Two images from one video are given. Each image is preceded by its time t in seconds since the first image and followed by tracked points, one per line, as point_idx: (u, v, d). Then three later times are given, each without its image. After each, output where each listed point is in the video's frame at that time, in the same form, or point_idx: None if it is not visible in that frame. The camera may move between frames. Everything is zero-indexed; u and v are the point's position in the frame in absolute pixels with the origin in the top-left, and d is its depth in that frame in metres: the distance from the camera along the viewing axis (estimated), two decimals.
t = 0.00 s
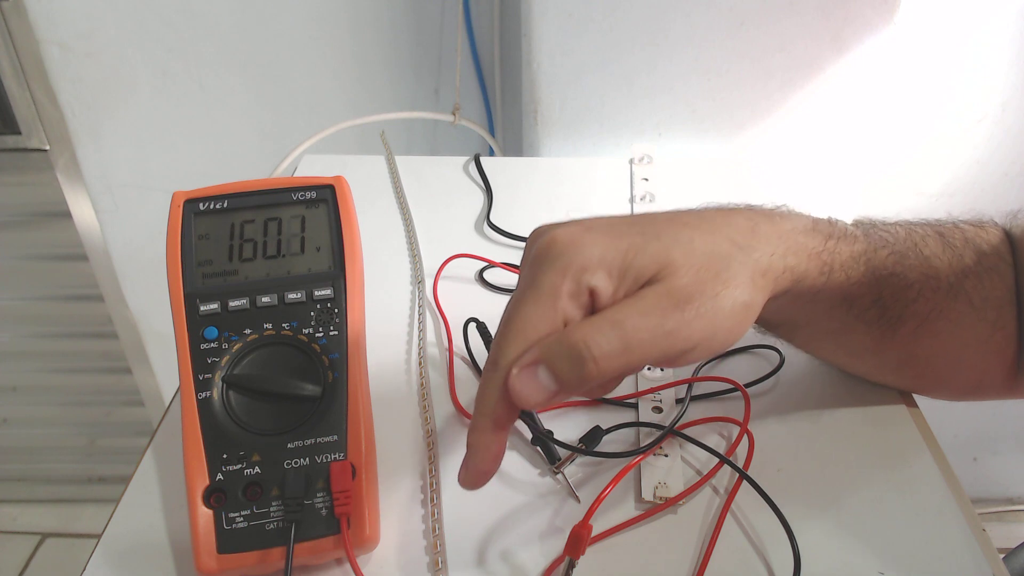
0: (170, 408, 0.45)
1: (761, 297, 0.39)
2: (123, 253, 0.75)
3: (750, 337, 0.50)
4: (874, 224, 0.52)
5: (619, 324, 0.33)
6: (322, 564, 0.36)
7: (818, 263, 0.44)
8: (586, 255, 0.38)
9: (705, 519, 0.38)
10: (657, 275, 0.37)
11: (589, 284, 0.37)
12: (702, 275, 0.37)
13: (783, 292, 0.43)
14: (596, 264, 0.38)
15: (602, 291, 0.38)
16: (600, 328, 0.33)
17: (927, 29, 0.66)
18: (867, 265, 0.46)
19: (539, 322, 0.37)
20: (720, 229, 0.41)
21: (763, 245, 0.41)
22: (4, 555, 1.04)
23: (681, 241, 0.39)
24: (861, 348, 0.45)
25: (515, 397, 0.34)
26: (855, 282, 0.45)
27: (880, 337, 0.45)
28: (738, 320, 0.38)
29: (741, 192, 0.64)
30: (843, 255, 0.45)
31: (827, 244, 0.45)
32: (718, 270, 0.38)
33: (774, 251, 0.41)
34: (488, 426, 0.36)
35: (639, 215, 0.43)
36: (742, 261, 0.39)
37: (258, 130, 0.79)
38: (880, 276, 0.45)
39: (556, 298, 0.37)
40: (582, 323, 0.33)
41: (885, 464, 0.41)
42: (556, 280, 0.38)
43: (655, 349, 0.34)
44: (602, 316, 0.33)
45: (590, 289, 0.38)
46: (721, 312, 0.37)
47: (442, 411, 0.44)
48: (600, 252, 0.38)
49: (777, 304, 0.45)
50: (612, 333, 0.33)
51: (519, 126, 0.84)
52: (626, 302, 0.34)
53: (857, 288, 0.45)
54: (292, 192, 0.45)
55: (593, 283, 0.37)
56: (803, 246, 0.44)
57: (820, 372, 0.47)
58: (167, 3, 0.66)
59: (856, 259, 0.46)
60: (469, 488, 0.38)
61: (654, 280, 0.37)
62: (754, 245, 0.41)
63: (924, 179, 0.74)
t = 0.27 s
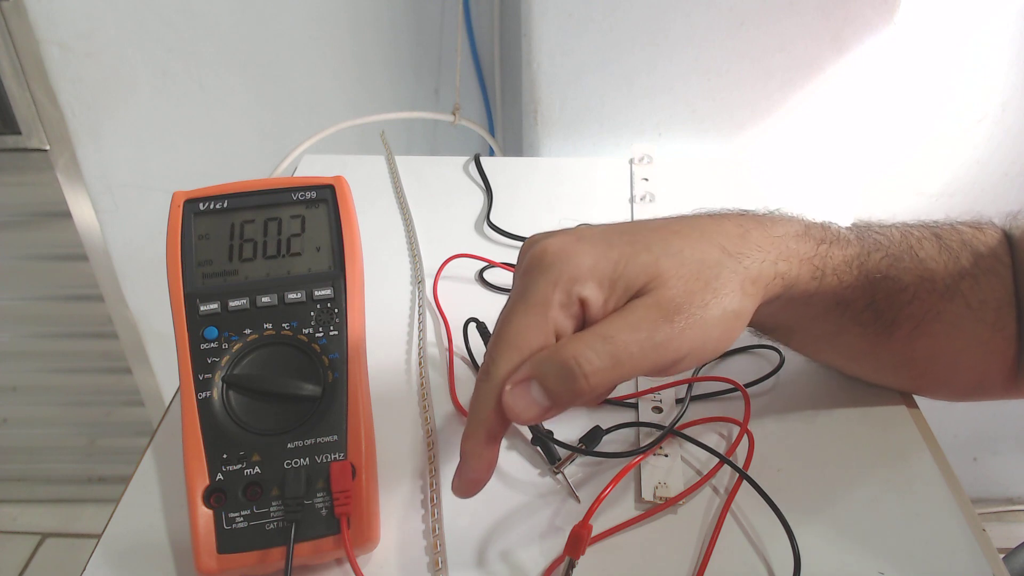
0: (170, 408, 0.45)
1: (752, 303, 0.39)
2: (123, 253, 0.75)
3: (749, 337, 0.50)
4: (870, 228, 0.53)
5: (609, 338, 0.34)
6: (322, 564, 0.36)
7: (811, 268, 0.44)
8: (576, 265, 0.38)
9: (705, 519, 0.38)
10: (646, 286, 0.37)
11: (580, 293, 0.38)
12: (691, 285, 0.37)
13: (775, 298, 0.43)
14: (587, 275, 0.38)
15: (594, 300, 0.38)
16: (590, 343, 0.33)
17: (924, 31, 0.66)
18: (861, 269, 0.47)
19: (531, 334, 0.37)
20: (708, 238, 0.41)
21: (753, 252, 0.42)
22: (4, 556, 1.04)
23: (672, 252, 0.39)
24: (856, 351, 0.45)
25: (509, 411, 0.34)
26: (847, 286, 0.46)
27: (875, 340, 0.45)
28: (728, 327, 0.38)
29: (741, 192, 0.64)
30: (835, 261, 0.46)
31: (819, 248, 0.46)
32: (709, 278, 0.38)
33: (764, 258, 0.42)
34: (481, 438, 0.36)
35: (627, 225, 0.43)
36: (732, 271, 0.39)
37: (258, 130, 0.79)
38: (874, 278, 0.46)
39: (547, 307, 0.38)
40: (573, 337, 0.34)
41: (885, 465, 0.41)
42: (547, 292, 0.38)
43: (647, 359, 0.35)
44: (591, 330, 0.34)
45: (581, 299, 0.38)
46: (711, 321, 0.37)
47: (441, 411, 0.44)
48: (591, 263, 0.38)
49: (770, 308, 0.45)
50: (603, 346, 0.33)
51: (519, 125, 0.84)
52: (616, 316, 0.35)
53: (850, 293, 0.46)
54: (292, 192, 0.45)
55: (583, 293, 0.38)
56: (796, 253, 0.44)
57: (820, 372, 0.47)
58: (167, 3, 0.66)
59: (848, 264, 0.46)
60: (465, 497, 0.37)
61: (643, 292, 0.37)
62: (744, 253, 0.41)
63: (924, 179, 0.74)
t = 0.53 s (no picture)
0: (170, 408, 0.45)
1: (741, 305, 0.40)
2: (123, 253, 0.75)
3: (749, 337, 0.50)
4: (867, 230, 0.53)
5: (599, 343, 0.34)
6: (322, 564, 0.36)
7: (804, 269, 0.44)
8: (569, 267, 0.39)
9: (705, 518, 0.38)
10: (637, 290, 0.38)
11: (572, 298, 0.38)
12: (680, 288, 0.38)
13: (767, 300, 0.44)
14: (578, 280, 0.38)
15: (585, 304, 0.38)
16: (582, 350, 0.33)
17: (922, 32, 0.66)
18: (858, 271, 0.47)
19: (523, 339, 0.37)
20: (700, 241, 0.42)
21: (744, 254, 0.42)
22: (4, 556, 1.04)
23: (662, 256, 0.39)
24: (852, 352, 0.45)
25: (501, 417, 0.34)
26: (842, 287, 0.45)
27: (870, 342, 0.45)
28: (718, 329, 0.38)
29: (741, 192, 0.64)
30: (831, 262, 0.46)
31: (813, 249, 0.46)
32: (699, 282, 0.39)
33: (755, 259, 0.42)
34: (475, 441, 0.35)
35: (617, 228, 0.44)
36: (723, 273, 0.40)
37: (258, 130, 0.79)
38: (869, 280, 0.46)
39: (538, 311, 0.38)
40: (564, 343, 0.34)
41: (885, 465, 0.41)
42: (538, 294, 0.38)
43: (636, 363, 0.35)
44: (581, 336, 0.34)
45: (573, 304, 0.38)
46: (700, 325, 0.37)
47: (442, 411, 0.44)
48: (582, 267, 0.39)
49: (760, 310, 0.45)
50: (594, 351, 0.33)
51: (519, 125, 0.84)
52: (607, 320, 0.35)
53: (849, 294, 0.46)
54: (292, 192, 0.45)
55: (574, 296, 0.38)
56: (789, 254, 0.45)
57: (820, 373, 0.47)
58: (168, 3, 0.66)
59: (845, 265, 0.46)
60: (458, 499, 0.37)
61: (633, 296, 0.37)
62: (735, 255, 0.42)
63: (924, 179, 0.74)
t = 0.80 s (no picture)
0: (170, 408, 0.45)
1: (738, 310, 0.40)
2: (123, 253, 0.75)
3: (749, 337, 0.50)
4: (865, 232, 0.53)
5: (596, 354, 0.34)
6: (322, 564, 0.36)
7: (799, 273, 0.45)
8: (564, 274, 0.38)
9: (705, 519, 0.38)
10: (633, 297, 0.37)
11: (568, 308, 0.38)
12: (677, 295, 0.38)
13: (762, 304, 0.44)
14: (573, 290, 0.38)
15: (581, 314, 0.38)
16: (579, 360, 0.33)
17: (920, 35, 0.67)
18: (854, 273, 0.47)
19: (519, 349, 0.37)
20: (696, 246, 0.42)
21: (740, 260, 0.42)
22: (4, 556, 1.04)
23: (658, 262, 0.39)
24: (848, 356, 0.45)
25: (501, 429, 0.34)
26: (838, 291, 0.46)
27: (867, 345, 0.45)
28: (715, 334, 0.38)
29: (741, 193, 0.64)
30: (826, 266, 0.46)
31: (809, 253, 0.46)
32: (695, 287, 0.39)
33: (752, 264, 0.42)
34: (474, 448, 0.35)
35: (614, 234, 0.43)
36: (719, 279, 0.40)
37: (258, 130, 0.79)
38: (866, 282, 0.46)
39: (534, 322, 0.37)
40: (561, 354, 0.34)
41: (885, 465, 0.41)
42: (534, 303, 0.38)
43: (634, 373, 0.35)
44: (578, 346, 0.34)
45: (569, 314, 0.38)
46: (697, 332, 0.37)
47: (442, 411, 0.44)
48: (577, 276, 0.38)
49: (757, 314, 0.45)
50: (591, 363, 0.33)
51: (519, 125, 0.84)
52: (604, 329, 0.35)
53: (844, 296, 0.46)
54: (292, 192, 0.45)
55: (570, 306, 0.38)
56: (784, 258, 0.45)
57: (820, 373, 0.47)
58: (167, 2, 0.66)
59: (841, 269, 0.47)
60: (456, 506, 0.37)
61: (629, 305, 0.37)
62: (731, 261, 0.42)
63: (924, 180, 0.74)
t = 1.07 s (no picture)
0: (170, 408, 0.45)
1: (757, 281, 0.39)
2: (123, 253, 0.75)
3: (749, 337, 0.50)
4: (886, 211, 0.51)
5: (610, 318, 0.34)
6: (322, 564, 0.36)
7: (823, 247, 0.43)
8: (581, 231, 0.40)
9: (705, 518, 0.38)
10: (650, 259, 0.38)
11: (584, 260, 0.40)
12: (696, 262, 0.37)
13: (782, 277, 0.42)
14: (592, 245, 0.40)
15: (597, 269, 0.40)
16: (591, 323, 0.33)
17: (923, 30, 0.66)
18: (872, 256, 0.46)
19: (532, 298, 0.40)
20: (717, 212, 0.41)
21: (761, 232, 0.41)
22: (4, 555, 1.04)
23: (677, 225, 0.39)
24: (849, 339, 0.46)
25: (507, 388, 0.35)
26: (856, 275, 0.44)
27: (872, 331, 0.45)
28: (734, 304, 0.38)
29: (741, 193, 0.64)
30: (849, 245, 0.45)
31: (827, 231, 0.44)
32: (715, 253, 0.38)
33: (775, 233, 0.41)
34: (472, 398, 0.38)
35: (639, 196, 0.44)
36: (739, 247, 0.39)
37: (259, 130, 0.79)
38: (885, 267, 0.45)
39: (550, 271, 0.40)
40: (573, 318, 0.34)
41: (885, 465, 0.41)
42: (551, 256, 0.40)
43: (650, 338, 0.35)
44: (591, 311, 0.34)
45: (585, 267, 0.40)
46: (714, 301, 0.37)
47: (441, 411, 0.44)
48: (594, 233, 0.40)
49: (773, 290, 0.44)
50: (604, 327, 0.33)
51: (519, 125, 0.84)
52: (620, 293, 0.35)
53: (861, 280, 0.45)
54: (292, 192, 0.45)
55: (584, 261, 0.40)
56: (809, 230, 0.43)
57: (820, 373, 0.47)
58: (167, 2, 0.66)
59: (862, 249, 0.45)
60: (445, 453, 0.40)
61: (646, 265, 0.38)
62: (752, 232, 0.41)
63: (924, 178, 0.74)
